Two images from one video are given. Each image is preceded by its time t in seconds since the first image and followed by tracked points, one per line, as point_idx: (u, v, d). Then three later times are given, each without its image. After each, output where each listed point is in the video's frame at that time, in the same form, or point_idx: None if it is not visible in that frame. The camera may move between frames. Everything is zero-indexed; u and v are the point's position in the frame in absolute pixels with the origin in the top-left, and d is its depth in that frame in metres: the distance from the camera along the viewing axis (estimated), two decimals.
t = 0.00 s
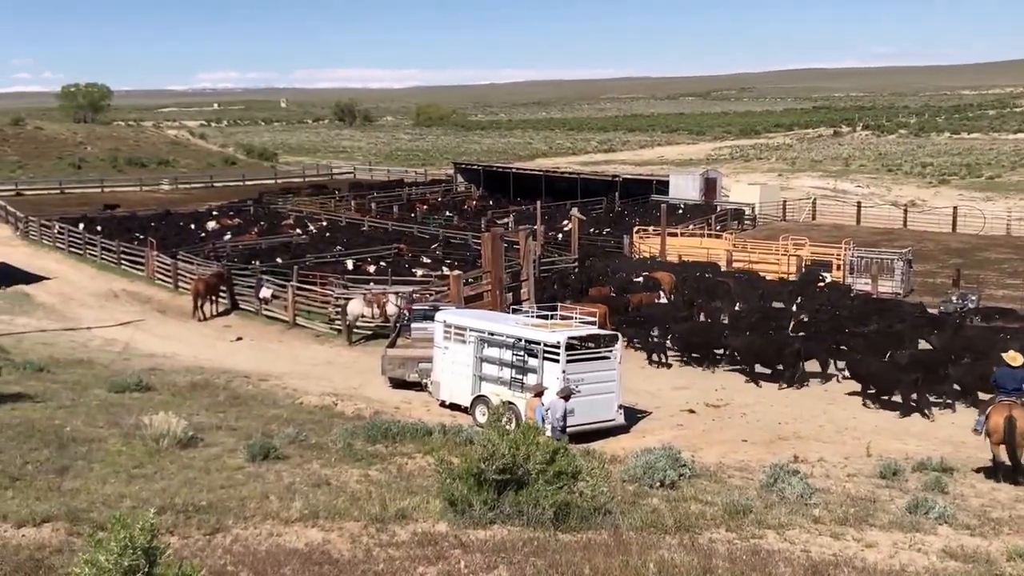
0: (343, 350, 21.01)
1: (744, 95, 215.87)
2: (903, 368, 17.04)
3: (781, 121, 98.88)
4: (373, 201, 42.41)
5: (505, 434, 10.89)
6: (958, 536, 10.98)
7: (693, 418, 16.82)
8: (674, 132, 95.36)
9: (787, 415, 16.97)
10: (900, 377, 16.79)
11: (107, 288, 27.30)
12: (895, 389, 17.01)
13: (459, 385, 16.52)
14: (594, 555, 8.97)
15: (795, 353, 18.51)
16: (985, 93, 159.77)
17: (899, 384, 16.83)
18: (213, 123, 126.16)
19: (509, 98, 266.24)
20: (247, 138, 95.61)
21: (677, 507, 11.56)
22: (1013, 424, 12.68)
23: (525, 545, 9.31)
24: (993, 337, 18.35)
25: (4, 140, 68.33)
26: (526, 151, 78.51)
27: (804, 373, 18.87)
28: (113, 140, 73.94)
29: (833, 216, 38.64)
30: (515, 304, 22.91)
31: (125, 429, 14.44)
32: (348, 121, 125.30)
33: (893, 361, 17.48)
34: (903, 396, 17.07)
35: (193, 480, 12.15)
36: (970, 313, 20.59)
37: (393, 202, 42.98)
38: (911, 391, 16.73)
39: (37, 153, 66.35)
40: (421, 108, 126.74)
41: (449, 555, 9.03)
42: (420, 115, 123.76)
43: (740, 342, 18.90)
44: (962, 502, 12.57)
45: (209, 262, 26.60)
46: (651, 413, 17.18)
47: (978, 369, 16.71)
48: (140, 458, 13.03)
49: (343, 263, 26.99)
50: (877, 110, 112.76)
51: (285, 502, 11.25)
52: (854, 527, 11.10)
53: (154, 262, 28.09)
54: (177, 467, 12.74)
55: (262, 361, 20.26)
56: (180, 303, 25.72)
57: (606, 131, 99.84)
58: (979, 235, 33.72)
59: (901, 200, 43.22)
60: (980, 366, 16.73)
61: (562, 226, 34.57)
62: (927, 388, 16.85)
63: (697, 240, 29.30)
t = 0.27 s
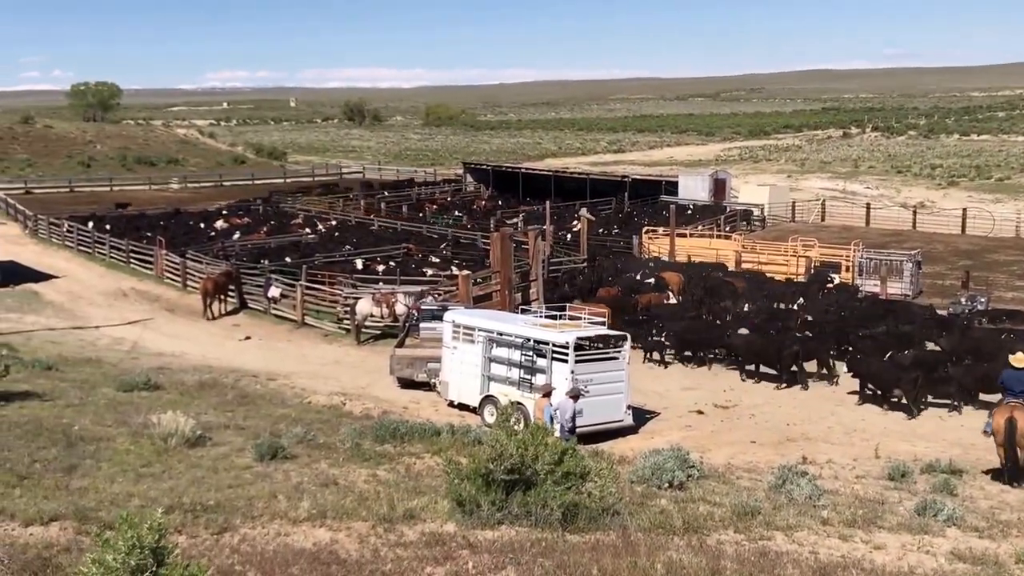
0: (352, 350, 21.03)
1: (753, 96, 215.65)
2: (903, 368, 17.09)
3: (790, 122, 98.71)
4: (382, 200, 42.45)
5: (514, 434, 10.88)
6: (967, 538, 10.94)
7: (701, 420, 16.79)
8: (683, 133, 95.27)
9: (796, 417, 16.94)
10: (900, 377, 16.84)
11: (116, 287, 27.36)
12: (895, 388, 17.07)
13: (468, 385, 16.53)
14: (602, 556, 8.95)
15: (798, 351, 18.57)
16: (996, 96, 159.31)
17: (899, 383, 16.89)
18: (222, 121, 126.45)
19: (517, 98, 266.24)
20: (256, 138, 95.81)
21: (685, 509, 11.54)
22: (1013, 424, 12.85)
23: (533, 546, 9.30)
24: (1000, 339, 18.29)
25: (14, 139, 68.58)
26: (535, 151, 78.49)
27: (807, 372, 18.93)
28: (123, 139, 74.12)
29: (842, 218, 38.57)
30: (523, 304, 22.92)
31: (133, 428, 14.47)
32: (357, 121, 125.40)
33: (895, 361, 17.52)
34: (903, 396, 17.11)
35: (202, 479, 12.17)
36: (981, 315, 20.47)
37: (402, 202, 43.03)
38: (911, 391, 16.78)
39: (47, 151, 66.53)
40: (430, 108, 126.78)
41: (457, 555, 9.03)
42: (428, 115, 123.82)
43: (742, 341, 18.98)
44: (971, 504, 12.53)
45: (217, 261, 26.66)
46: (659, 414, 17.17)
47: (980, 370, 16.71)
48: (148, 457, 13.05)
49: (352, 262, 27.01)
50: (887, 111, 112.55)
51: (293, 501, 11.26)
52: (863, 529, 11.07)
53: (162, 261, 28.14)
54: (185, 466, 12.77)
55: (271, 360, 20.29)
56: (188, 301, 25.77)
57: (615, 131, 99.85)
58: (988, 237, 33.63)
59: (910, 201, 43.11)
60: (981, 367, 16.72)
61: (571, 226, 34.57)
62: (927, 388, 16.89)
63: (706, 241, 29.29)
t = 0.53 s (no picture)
0: (357, 350, 21.05)
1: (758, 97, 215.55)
2: (901, 367, 17.19)
3: (796, 123, 98.63)
4: (388, 201, 42.48)
5: (519, 436, 10.90)
6: (972, 540, 10.91)
7: (706, 421, 16.78)
8: (689, 134, 95.22)
9: (801, 418, 16.92)
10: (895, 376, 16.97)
11: (122, 287, 27.40)
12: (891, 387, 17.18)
13: (473, 385, 16.52)
14: (607, 557, 8.95)
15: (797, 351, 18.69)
16: (1001, 98, 159.04)
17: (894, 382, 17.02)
18: (228, 121, 126.56)
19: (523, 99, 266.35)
20: (261, 137, 95.90)
21: (691, 510, 11.52)
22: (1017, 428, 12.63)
23: (539, 547, 9.28)
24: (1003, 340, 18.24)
25: (20, 138, 68.69)
26: (540, 152, 78.49)
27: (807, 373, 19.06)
28: (129, 138, 74.25)
29: (848, 219, 38.55)
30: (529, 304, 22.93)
31: (139, 428, 14.49)
32: (363, 121, 125.51)
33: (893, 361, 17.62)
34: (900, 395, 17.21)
35: (207, 479, 12.17)
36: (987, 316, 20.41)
37: (407, 202, 43.07)
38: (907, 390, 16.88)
39: (52, 151, 66.63)
40: (435, 109, 126.82)
41: (462, 556, 9.02)
42: (434, 115, 123.92)
43: (739, 339, 19.18)
44: (977, 506, 12.50)
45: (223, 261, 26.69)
46: (664, 415, 17.16)
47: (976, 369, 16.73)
48: (153, 457, 13.06)
49: (358, 262, 27.03)
50: (893, 112, 112.42)
51: (298, 502, 11.26)
52: (868, 530, 11.04)
53: (168, 260, 28.18)
54: (190, 466, 12.78)
55: (276, 360, 20.30)
56: (193, 301, 25.79)
57: (620, 131, 99.79)
58: (994, 238, 33.58)
59: (916, 203, 43.05)
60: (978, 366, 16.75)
61: (576, 227, 34.58)
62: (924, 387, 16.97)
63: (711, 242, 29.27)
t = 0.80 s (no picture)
0: (359, 351, 21.06)
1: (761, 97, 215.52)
2: (893, 366, 17.34)
3: (799, 124, 98.60)
4: (390, 202, 42.50)
5: (521, 437, 10.88)
6: (975, 542, 10.90)
7: (709, 422, 16.77)
8: (691, 134, 95.23)
9: (803, 419, 16.90)
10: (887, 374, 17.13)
11: (124, 287, 27.42)
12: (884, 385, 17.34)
13: (476, 386, 16.51)
14: (610, 559, 8.93)
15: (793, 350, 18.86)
16: (1004, 99, 158.92)
17: (885, 380, 17.18)
18: (230, 122, 126.59)
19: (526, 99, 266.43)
20: (264, 138, 95.95)
21: (693, 512, 11.51)
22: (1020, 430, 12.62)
23: (541, 548, 9.26)
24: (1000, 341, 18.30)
25: (23, 138, 68.75)
26: (543, 152, 78.56)
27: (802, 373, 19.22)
28: (132, 139, 74.33)
29: (850, 221, 38.54)
30: (532, 306, 22.93)
31: (141, 428, 14.49)
32: (365, 121, 125.59)
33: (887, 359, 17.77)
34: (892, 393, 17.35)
35: (209, 480, 12.17)
36: (990, 317, 20.41)
37: (410, 203, 43.08)
38: (899, 387, 17.03)
39: (55, 151, 66.70)
40: (438, 109, 126.87)
41: (464, 557, 9.02)
42: (436, 115, 123.95)
43: (736, 340, 19.24)
44: (980, 508, 12.47)
45: (225, 261, 26.71)
46: (667, 416, 17.15)
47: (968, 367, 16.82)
48: (155, 458, 13.06)
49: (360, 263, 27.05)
50: (896, 114, 112.42)
51: (300, 503, 11.25)
52: (871, 532, 11.02)
53: (170, 260, 28.20)
54: (192, 467, 12.78)
55: (278, 361, 20.30)
56: (195, 302, 25.80)
57: (623, 132, 99.80)
58: (997, 240, 33.57)
59: (918, 204, 43.04)
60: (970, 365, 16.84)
61: (579, 228, 34.59)
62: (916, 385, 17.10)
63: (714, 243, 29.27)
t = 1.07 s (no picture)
0: (360, 352, 21.06)
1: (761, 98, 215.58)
2: (883, 364, 17.58)
3: (800, 125, 98.62)
4: (390, 203, 42.52)
5: (522, 438, 10.86)
6: (977, 544, 10.88)
7: (710, 423, 16.76)
8: (692, 136, 95.24)
9: (805, 421, 16.89)
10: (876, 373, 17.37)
11: (125, 288, 27.42)
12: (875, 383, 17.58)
13: (477, 388, 16.50)
14: (611, 561, 8.93)
15: (788, 350, 19.01)
16: (1005, 99, 158.92)
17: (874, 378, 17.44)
18: (231, 122, 126.64)
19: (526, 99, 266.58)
20: (265, 139, 96.07)
21: (694, 513, 11.49)
22: (1023, 431, 12.68)
23: (542, 550, 9.25)
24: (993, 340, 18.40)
25: (24, 139, 68.79)
26: (544, 154, 78.61)
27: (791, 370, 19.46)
28: (133, 140, 74.39)
29: (851, 222, 38.54)
30: (533, 307, 22.94)
31: (141, 430, 14.49)
32: (366, 122, 125.66)
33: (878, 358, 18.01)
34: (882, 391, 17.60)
35: (209, 482, 12.15)
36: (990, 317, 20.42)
37: (411, 204, 43.10)
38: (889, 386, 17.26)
39: (56, 152, 66.76)
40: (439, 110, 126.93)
41: (466, 559, 9.01)
42: (437, 116, 123.98)
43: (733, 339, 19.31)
44: (981, 510, 12.45)
45: (226, 262, 26.71)
46: (668, 417, 17.14)
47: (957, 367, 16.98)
48: (155, 459, 13.05)
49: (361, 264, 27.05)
50: (897, 115, 112.46)
51: (301, 504, 11.23)
52: (872, 534, 11.01)
53: (171, 262, 28.20)
54: (193, 469, 12.77)
55: (279, 362, 20.29)
56: (196, 303, 25.79)
57: (624, 134, 99.83)
58: (998, 241, 33.56)
59: (919, 205, 43.04)
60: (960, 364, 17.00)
61: (579, 229, 34.60)
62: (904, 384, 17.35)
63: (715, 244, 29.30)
